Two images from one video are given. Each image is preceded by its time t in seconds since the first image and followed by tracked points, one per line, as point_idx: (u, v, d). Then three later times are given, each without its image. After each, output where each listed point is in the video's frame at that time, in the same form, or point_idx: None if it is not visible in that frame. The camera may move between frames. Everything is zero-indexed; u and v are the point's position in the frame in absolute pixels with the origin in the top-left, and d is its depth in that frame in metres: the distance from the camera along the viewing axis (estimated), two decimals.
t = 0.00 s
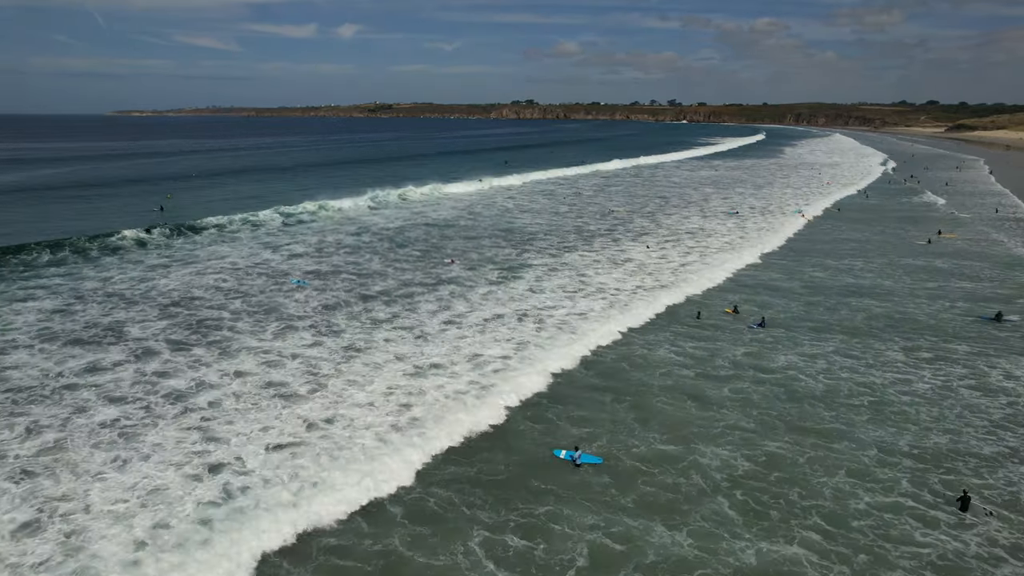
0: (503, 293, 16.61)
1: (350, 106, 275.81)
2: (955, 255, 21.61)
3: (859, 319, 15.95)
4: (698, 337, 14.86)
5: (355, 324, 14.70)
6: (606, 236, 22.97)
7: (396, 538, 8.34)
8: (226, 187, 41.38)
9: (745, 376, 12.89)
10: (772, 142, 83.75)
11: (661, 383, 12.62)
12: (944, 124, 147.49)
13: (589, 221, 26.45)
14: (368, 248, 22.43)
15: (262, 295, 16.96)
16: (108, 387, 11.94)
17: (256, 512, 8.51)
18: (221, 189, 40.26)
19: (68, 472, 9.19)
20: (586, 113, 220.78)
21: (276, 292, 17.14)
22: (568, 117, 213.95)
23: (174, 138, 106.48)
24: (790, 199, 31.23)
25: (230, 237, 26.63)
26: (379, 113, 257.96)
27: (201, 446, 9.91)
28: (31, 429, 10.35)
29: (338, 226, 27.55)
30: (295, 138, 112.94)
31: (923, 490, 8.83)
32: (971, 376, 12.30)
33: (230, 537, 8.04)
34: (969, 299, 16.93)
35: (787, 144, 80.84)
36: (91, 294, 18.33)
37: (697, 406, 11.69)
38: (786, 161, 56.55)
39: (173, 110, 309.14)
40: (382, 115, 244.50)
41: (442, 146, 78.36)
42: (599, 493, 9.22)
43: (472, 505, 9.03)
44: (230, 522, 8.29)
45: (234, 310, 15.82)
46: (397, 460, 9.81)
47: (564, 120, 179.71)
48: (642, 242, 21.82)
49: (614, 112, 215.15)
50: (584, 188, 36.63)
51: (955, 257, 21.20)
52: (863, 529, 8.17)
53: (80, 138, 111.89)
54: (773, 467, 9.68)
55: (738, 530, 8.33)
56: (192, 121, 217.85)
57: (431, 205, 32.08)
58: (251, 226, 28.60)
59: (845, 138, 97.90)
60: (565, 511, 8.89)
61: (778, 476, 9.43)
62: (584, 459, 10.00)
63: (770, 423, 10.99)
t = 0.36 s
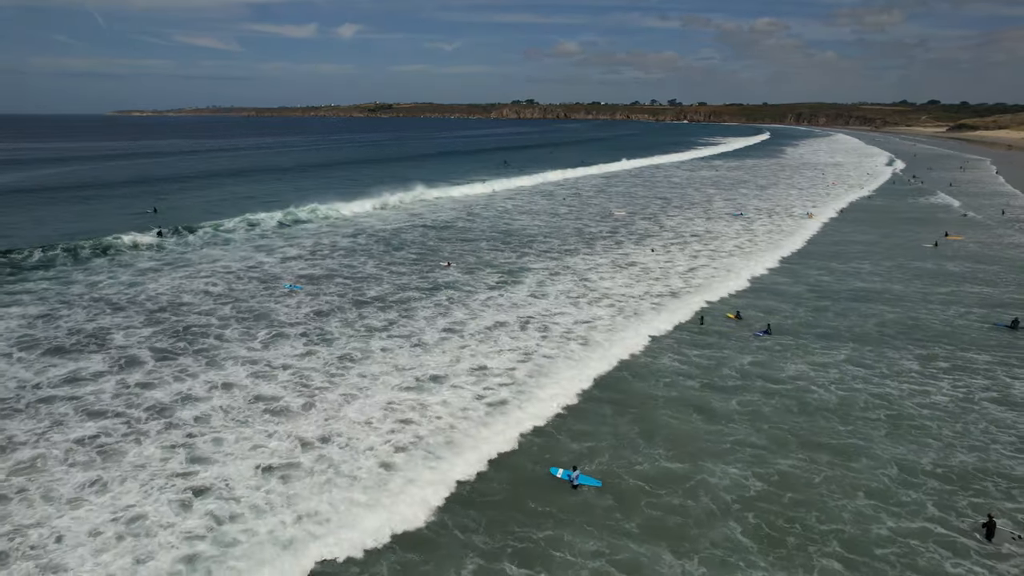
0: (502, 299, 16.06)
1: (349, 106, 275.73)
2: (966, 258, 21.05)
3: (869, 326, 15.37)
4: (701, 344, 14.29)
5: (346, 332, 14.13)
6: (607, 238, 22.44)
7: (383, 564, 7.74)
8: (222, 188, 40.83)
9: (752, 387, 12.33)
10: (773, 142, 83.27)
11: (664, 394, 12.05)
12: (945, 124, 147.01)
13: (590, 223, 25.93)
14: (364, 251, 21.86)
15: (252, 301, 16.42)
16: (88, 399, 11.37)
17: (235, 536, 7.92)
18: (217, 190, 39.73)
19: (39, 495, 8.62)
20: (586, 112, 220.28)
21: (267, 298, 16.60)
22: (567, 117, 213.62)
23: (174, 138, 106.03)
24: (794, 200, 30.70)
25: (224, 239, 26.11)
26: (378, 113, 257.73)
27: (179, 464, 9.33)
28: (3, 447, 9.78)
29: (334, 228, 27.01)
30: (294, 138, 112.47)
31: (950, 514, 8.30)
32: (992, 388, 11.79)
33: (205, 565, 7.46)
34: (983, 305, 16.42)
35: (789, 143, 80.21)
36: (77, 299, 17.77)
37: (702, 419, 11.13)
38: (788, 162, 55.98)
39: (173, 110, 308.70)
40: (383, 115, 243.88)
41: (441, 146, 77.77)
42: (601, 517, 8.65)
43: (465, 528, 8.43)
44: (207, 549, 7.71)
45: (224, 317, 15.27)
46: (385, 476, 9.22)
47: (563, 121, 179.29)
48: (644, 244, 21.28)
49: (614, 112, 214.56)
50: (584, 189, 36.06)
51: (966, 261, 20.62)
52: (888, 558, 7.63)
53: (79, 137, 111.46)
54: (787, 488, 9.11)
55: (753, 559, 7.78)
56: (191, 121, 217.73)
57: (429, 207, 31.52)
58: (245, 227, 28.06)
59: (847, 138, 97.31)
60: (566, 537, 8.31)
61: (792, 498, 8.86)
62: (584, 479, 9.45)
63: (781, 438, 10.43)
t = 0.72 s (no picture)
0: (500, 305, 15.51)
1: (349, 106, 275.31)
2: (975, 261, 20.49)
3: (881, 333, 14.81)
4: (705, 351, 13.73)
5: (337, 340, 13.59)
6: (608, 241, 21.92)
7: None
8: (216, 188, 40.28)
9: (761, 399, 11.77)
10: (773, 142, 82.77)
11: (669, 405, 11.47)
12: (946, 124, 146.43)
13: (590, 225, 25.40)
14: (359, 254, 21.32)
15: (242, 307, 15.87)
16: (64, 411, 10.79)
17: (212, 564, 7.34)
18: (212, 191, 39.27)
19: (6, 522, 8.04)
20: (586, 112, 219.70)
21: (258, 303, 16.06)
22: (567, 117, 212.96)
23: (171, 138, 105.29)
24: (796, 201, 30.17)
25: (217, 241, 25.59)
26: (378, 113, 257.32)
27: (156, 485, 8.76)
28: None
29: (329, 230, 26.48)
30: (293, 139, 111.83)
31: (980, 543, 7.77)
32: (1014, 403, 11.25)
33: None
34: (996, 312, 15.87)
35: (790, 144, 79.64)
36: (62, 304, 17.21)
37: (710, 435, 10.56)
38: (790, 162, 55.40)
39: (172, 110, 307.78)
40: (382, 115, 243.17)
41: (438, 147, 76.91)
42: (606, 543, 8.08)
43: (456, 553, 7.80)
44: None
45: (212, 323, 14.71)
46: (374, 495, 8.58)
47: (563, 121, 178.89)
48: (646, 247, 20.75)
49: (614, 112, 213.78)
50: (584, 191, 35.52)
51: (977, 265, 20.04)
52: None
53: (76, 137, 110.87)
54: (802, 511, 8.55)
55: None
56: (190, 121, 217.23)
57: (427, 209, 30.98)
58: (238, 229, 27.54)
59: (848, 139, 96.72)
60: (567, 565, 7.74)
61: (808, 523, 8.30)
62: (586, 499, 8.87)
63: (794, 455, 9.85)
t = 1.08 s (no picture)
0: (499, 311, 14.98)
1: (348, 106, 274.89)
2: (985, 265, 20.00)
3: (893, 341, 14.25)
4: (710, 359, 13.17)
5: (328, 348, 13.06)
6: (610, 244, 21.38)
7: None
8: (212, 190, 39.80)
9: (770, 412, 11.22)
10: (774, 142, 82.32)
11: (673, 418, 10.91)
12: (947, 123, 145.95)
13: (591, 226, 24.89)
14: (354, 257, 20.82)
15: (231, 313, 15.35)
16: (39, 426, 10.19)
17: None
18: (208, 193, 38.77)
19: None
20: (586, 112, 219.20)
21: (247, 309, 15.53)
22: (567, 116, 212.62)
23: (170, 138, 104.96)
24: (800, 202, 29.67)
25: (210, 243, 25.05)
26: (377, 112, 256.95)
27: (132, 507, 8.22)
28: None
29: (325, 232, 25.99)
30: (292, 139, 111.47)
31: None
32: None
33: None
34: (1011, 318, 15.37)
35: (792, 144, 79.09)
36: (46, 309, 16.64)
37: (717, 451, 10.01)
38: (792, 163, 54.86)
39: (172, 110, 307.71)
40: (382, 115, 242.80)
41: (436, 147, 76.43)
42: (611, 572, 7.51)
43: None
44: None
45: (201, 331, 14.15)
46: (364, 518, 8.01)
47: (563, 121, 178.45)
48: (649, 250, 20.21)
49: (614, 112, 213.38)
50: (583, 192, 34.99)
51: (989, 268, 19.50)
52: None
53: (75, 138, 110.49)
54: (818, 536, 8.01)
55: None
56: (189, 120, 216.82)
57: (424, 211, 30.46)
58: (232, 230, 27.02)
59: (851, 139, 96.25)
60: None
61: (825, 550, 7.75)
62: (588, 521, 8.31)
63: (807, 474, 9.31)
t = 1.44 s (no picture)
0: (497, 317, 14.43)
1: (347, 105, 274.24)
2: (995, 268, 19.49)
3: (905, 349, 13.68)
4: (714, 364, 12.63)
5: (318, 357, 12.53)
6: (611, 246, 20.84)
7: None
8: (207, 191, 39.40)
9: (780, 425, 10.65)
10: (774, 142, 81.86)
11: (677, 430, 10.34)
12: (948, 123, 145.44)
13: (591, 228, 24.36)
14: (349, 260, 20.33)
15: (219, 319, 14.83)
16: (12, 443, 9.61)
17: None
18: (202, 193, 38.30)
19: None
20: (586, 112, 218.53)
21: (236, 315, 15.02)
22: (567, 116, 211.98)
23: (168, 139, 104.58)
24: (803, 204, 29.14)
25: (202, 245, 24.52)
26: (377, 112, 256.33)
27: (105, 535, 7.63)
28: None
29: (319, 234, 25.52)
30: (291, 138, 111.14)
31: None
32: None
33: None
34: None
35: (792, 144, 78.61)
36: (28, 315, 16.07)
37: (724, 468, 9.45)
38: (794, 163, 54.37)
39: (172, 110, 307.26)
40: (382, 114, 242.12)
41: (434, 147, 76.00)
42: None
43: None
44: None
45: (187, 339, 13.59)
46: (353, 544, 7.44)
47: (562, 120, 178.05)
48: (652, 253, 19.67)
49: (614, 112, 212.85)
50: (583, 193, 34.47)
51: (1000, 272, 18.98)
52: None
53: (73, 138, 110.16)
54: (834, 566, 7.48)
55: None
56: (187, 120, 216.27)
57: (422, 213, 29.96)
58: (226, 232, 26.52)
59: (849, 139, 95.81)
60: None
61: None
62: (588, 547, 7.69)
63: (821, 495, 8.76)
